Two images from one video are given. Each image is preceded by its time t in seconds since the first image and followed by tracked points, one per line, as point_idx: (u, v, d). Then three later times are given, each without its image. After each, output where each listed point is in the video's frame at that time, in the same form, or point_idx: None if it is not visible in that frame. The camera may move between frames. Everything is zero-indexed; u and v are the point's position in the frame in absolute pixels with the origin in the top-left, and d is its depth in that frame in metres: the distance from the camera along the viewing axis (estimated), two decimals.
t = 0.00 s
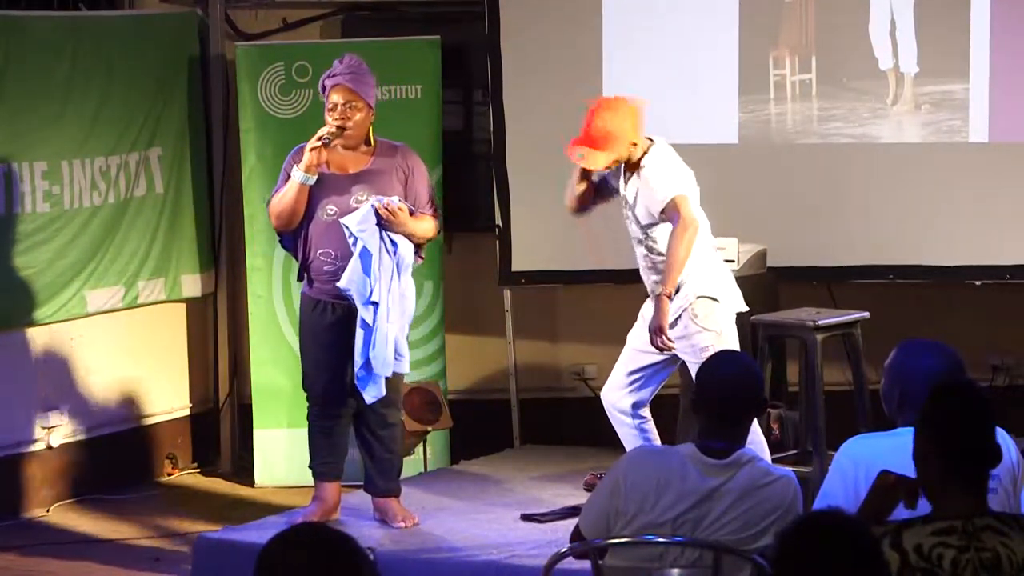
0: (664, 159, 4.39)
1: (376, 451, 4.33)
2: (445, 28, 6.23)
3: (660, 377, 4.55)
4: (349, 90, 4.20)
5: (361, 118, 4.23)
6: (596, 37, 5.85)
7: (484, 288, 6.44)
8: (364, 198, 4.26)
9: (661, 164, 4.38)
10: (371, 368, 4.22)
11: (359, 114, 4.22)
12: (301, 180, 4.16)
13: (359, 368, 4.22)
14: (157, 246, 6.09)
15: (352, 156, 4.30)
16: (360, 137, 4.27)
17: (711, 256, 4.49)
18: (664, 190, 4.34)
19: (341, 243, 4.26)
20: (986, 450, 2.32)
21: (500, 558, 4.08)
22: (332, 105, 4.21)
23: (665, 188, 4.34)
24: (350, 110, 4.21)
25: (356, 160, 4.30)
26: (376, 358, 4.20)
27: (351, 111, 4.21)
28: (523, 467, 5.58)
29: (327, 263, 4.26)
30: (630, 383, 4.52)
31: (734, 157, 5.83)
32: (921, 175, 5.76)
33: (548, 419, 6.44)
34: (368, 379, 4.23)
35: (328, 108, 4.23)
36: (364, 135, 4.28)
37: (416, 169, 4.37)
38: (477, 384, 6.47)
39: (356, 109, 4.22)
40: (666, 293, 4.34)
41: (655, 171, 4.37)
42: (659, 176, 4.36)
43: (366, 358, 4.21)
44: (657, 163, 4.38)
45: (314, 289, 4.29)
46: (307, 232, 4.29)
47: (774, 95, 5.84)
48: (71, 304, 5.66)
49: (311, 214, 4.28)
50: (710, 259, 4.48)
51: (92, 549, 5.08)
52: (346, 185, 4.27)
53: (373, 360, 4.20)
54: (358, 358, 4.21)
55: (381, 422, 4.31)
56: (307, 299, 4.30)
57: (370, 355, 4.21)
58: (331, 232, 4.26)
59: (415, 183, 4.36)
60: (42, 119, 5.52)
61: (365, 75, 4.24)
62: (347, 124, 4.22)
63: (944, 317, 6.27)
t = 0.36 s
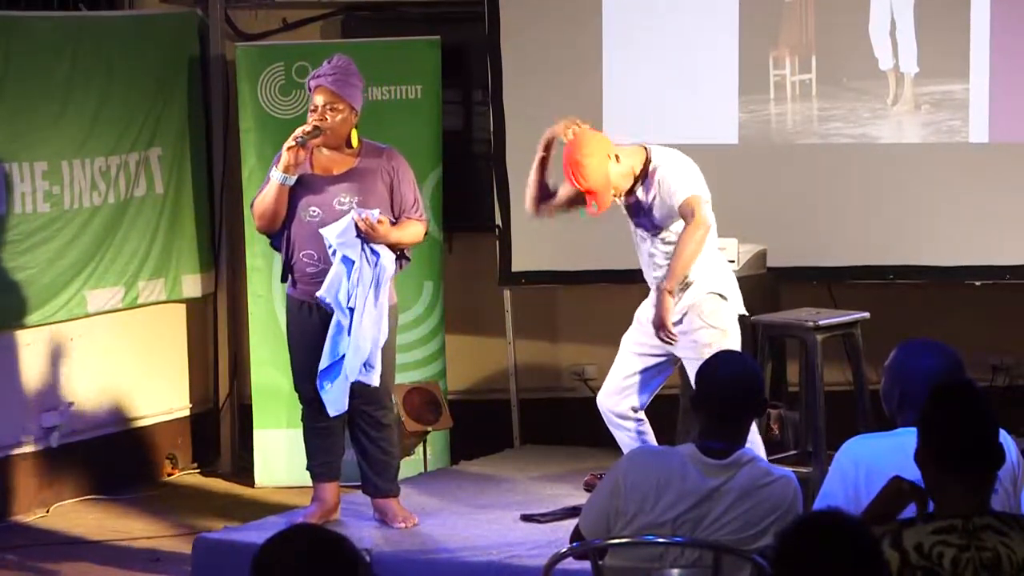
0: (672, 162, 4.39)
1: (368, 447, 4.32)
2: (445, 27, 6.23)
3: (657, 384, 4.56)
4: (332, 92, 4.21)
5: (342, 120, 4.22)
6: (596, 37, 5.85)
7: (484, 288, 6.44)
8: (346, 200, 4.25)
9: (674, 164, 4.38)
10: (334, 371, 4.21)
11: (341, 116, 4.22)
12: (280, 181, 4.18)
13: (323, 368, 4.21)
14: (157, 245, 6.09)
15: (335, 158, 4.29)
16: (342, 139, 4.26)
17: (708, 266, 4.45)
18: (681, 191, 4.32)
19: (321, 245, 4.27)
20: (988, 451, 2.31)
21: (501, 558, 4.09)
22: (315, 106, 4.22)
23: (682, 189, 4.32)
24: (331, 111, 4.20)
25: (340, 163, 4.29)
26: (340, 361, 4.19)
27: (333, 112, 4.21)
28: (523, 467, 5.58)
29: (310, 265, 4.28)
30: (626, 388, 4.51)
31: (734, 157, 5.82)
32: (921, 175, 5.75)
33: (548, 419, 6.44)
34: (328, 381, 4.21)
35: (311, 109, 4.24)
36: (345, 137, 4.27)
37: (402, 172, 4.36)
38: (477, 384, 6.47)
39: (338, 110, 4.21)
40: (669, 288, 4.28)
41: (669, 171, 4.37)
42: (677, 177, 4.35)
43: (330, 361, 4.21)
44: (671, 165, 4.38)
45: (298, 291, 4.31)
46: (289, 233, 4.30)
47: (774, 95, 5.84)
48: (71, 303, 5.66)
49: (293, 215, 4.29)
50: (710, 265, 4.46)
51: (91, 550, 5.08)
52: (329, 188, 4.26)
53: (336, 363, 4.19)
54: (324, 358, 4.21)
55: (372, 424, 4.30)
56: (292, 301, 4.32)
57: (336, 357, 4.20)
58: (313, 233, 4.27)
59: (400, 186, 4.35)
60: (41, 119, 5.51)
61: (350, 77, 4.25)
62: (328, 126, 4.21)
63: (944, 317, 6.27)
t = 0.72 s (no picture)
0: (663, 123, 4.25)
1: (365, 451, 4.31)
2: (446, 27, 6.23)
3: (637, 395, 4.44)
4: (320, 94, 4.21)
5: (331, 122, 4.23)
6: (596, 37, 5.85)
7: (484, 288, 6.44)
8: (334, 203, 4.26)
9: (661, 126, 4.24)
10: (345, 383, 4.19)
11: (329, 118, 4.22)
12: (266, 183, 4.20)
13: (332, 382, 4.19)
14: (157, 246, 6.09)
15: (324, 160, 4.28)
16: (330, 141, 4.26)
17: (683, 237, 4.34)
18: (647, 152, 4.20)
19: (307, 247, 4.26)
20: (989, 452, 2.32)
21: (501, 558, 4.09)
22: (304, 108, 4.22)
23: (649, 151, 4.20)
24: (318, 113, 4.20)
25: (328, 165, 4.28)
26: (350, 372, 4.18)
27: (321, 114, 4.21)
28: (523, 467, 5.58)
29: (300, 266, 4.27)
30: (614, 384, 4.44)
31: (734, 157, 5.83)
32: (921, 175, 5.75)
33: (548, 419, 6.44)
34: (341, 393, 4.20)
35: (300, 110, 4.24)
36: (333, 139, 4.26)
37: (391, 172, 4.35)
38: (477, 384, 6.47)
39: (326, 112, 4.21)
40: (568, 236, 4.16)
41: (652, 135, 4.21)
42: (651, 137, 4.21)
43: (340, 375, 4.18)
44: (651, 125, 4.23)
45: (288, 292, 4.29)
46: (278, 236, 4.31)
47: (774, 95, 5.84)
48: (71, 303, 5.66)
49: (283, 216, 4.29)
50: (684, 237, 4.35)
51: (91, 550, 5.08)
52: (317, 191, 4.27)
53: (346, 376, 4.17)
54: (331, 371, 4.18)
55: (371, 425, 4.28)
56: (283, 303, 4.30)
57: (344, 369, 4.18)
58: (301, 236, 4.26)
59: (389, 187, 4.35)
60: (42, 120, 5.51)
61: (340, 80, 4.26)
62: (316, 128, 4.21)
63: (944, 317, 6.27)
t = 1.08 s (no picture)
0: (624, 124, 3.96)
1: (362, 451, 4.31)
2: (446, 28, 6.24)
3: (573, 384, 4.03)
4: (314, 96, 4.21)
5: (322, 125, 4.22)
6: (596, 37, 5.85)
7: (484, 288, 6.44)
8: (324, 204, 4.25)
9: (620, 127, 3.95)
10: (325, 383, 4.21)
11: (322, 121, 4.22)
12: (257, 185, 4.19)
13: (312, 383, 4.21)
14: (157, 245, 6.09)
15: (315, 162, 4.28)
16: (322, 143, 4.26)
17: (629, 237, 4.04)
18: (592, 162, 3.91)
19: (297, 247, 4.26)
20: (991, 453, 2.32)
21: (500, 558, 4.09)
22: (296, 109, 4.22)
23: (596, 159, 3.91)
24: (310, 115, 4.20)
25: (319, 167, 4.28)
26: (330, 374, 4.19)
27: (312, 116, 4.21)
28: (523, 467, 5.58)
29: (290, 267, 4.27)
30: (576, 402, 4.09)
31: (734, 157, 5.83)
32: (921, 175, 5.75)
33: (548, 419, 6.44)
34: (321, 394, 4.22)
35: (292, 112, 4.24)
36: (325, 141, 4.27)
37: (384, 175, 4.36)
38: (477, 384, 6.47)
39: (317, 115, 4.21)
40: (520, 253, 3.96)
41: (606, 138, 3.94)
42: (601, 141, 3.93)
43: (319, 376, 4.21)
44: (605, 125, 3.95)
45: (279, 294, 4.29)
46: (268, 236, 4.31)
47: (774, 95, 5.85)
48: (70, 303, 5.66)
49: (273, 217, 4.28)
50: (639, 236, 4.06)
51: (91, 550, 5.08)
52: (308, 192, 4.26)
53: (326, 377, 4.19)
54: (311, 373, 4.21)
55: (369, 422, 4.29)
56: (274, 304, 4.30)
57: (325, 370, 4.20)
58: (291, 237, 4.26)
59: (381, 190, 4.34)
60: (41, 120, 5.52)
61: (333, 82, 4.26)
62: (306, 130, 4.21)
63: (944, 317, 6.27)
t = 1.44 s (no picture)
0: (595, 160, 4.05)
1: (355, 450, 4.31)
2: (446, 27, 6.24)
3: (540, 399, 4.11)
4: (310, 98, 4.22)
5: (319, 126, 4.23)
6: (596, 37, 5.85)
7: (484, 288, 6.43)
8: (321, 206, 4.25)
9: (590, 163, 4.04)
10: (323, 384, 4.21)
11: (317, 122, 4.23)
12: (253, 187, 4.20)
13: (309, 384, 4.21)
14: (157, 245, 6.09)
15: (311, 164, 4.28)
16: (319, 145, 4.24)
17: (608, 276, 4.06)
18: (557, 202, 4.02)
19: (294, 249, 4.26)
20: (990, 454, 2.32)
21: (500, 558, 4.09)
22: (293, 111, 4.23)
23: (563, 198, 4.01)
24: (306, 116, 4.21)
25: (316, 169, 4.28)
26: (327, 374, 4.20)
27: (309, 118, 4.22)
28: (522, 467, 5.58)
29: (287, 268, 4.28)
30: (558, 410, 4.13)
31: (734, 157, 5.82)
32: (921, 175, 5.75)
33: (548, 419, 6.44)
34: (318, 395, 4.22)
35: (288, 113, 4.25)
36: (322, 142, 4.25)
37: (380, 176, 4.36)
38: (477, 385, 6.47)
39: (314, 116, 4.22)
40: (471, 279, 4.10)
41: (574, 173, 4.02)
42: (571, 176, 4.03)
43: (317, 376, 4.20)
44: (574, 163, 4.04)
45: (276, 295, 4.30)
46: (265, 238, 4.31)
47: (774, 95, 5.85)
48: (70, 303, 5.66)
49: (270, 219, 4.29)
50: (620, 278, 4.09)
51: (91, 550, 5.08)
52: (304, 194, 4.26)
53: (324, 378, 4.19)
54: (308, 374, 4.20)
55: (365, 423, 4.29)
56: (270, 306, 4.30)
57: (322, 371, 4.20)
58: (288, 239, 4.26)
59: (377, 191, 4.34)
60: (42, 120, 5.52)
61: (329, 84, 4.26)
62: (303, 131, 4.22)
63: (944, 317, 6.27)
